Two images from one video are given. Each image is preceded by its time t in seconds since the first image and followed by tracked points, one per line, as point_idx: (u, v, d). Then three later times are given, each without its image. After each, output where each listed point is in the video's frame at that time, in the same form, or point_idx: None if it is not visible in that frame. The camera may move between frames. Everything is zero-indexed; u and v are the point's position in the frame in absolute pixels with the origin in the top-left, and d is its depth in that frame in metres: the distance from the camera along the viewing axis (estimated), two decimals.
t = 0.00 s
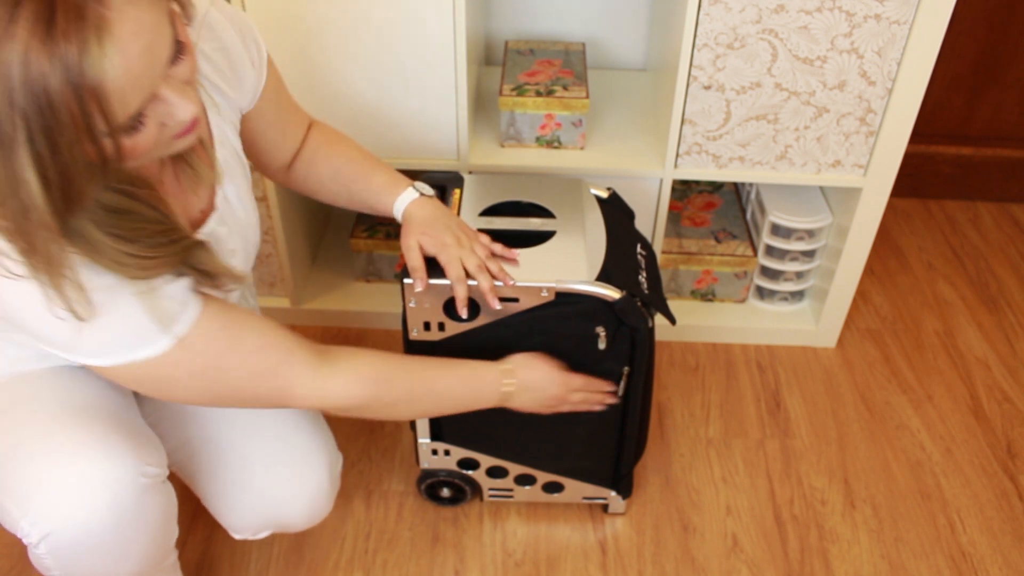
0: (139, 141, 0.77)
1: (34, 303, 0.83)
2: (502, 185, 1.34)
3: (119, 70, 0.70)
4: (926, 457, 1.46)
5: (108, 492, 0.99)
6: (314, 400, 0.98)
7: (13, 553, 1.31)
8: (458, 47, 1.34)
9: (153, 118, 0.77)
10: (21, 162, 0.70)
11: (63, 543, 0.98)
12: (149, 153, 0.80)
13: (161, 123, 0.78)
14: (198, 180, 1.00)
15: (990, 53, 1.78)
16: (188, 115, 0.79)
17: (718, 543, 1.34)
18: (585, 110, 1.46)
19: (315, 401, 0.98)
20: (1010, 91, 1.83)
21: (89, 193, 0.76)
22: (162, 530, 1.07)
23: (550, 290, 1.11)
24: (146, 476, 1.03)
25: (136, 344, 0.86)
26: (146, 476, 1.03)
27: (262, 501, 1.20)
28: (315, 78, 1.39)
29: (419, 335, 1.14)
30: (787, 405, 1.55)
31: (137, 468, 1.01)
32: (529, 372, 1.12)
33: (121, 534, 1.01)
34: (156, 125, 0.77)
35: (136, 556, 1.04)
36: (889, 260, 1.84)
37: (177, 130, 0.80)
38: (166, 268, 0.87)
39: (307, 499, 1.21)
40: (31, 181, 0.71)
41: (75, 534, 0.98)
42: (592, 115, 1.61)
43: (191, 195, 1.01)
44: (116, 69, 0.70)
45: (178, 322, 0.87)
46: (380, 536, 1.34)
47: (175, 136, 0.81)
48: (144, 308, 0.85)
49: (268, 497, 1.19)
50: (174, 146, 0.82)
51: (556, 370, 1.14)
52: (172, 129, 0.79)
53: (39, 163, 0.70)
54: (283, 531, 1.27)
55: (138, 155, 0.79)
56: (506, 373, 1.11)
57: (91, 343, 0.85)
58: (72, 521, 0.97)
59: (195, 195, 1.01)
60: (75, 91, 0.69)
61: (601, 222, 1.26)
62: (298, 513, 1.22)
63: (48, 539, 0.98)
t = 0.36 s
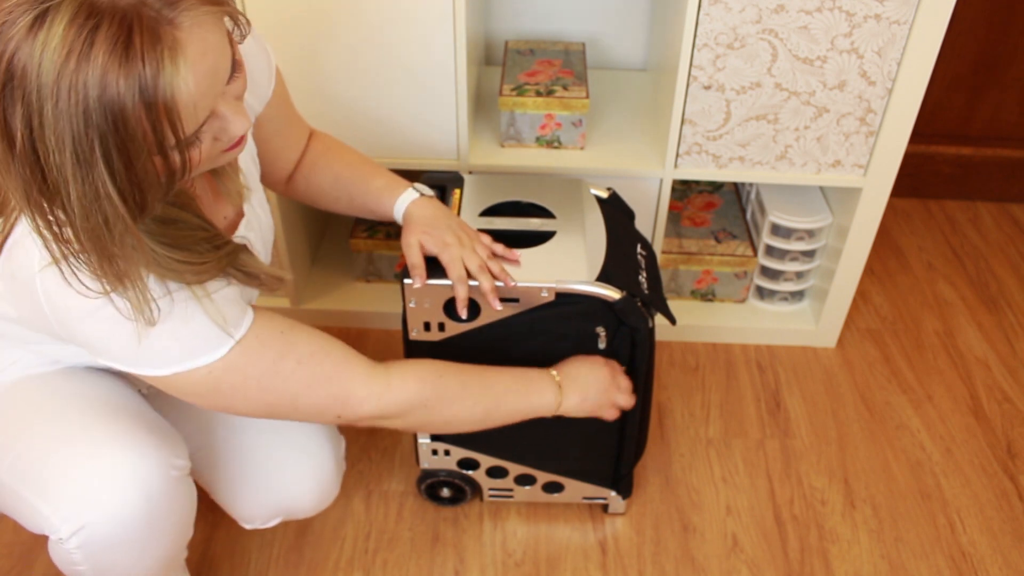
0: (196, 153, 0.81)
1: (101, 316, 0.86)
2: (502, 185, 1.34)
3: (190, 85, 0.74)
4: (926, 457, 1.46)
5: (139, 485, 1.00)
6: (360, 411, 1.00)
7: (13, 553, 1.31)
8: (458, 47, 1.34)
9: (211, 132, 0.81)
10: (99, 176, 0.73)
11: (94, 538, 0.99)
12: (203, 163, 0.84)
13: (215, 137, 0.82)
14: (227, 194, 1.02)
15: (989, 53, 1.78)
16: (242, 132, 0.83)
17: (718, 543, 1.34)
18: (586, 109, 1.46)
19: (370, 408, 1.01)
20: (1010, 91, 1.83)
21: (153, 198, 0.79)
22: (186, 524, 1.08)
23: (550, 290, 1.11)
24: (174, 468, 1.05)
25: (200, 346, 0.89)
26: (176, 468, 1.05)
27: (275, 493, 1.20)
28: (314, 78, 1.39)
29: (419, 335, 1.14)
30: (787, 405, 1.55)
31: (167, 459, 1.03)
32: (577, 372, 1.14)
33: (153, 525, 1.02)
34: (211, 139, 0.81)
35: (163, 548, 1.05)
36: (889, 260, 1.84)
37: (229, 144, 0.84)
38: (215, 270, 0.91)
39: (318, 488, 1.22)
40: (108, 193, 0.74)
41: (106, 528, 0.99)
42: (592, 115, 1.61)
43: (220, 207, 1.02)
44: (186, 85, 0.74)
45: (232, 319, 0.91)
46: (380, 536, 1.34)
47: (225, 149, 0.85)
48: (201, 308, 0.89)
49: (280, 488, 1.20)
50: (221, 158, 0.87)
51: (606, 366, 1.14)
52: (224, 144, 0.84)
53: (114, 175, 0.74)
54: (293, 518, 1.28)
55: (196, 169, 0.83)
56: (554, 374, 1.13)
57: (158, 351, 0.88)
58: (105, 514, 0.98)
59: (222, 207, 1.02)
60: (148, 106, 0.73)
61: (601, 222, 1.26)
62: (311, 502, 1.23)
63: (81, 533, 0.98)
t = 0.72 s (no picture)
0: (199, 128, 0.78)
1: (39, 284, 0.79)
2: (502, 185, 1.34)
3: (204, 59, 0.72)
4: (926, 457, 1.46)
5: (132, 483, 1.00)
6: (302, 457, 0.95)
7: (13, 552, 1.31)
8: (458, 47, 1.34)
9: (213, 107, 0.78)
10: (110, 142, 0.70)
11: (85, 535, 0.99)
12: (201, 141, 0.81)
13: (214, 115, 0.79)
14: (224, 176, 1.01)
15: (990, 53, 1.78)
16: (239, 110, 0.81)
17: (718, 543, 1.34)
18: (586, 109, 1.46)
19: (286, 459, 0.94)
20: (1010, 91, 1.83)
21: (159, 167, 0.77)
22: (177, 528, 1.08)
23: (549, 290, 1.11)
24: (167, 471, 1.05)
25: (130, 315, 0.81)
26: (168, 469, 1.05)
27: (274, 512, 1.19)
28: (314, 79, 1.39)
29: (419, 335, 1.14)
30: (787, 405, 1.55)
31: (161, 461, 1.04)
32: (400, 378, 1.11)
33: (145, 523, 1.03)
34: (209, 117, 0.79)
35: (153, 550, 1.05)
36: (889, 259, 1.84)
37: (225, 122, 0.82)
38: (178, 270, 0.86)
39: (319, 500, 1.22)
40: (118, 160, 0.71)
41: (99, 525, 0.99)
42: (592, 115, 1.61)
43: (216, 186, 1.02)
44: (201, 58, 0.72)
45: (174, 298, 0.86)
46: (380, 536, 1.34)
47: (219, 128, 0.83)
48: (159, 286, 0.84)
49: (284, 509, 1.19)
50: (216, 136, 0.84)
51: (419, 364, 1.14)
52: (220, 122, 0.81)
53: (126, 144, 0.71)
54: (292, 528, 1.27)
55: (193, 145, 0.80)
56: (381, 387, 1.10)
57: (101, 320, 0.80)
58: (98, 510, 0.98)
59: (218, 188, 1.02)
60: (163, 78, 0.70)
61: (601, 222, 1.26)
62: (313, 513, 1.23)
63: (72, 529, 0.98)
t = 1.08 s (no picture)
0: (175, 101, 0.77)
1: (26, 263, 0.80)
2: (502, 185, 1.34)
3: (180, 31, 0.72)
4: (926, 457, 1.46)
5: (125, 483, 1.00)
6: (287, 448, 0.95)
7: (13, 552, 1.31)
8: (457, 47, 1.34)
9: (187, 84, 0.78)
10: (79, 105, 0.70)
11: (80, 534, 0.99)
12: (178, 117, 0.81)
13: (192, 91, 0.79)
14: (217, 156, 1.01)
15: (990, 53, 1.78)
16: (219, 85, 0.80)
17: (718, 543, 1.34)
18: (586, 109, 1.46)
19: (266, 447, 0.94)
20: (1010, 91, 1.83)
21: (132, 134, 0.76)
22: (177, 526, 1.08)
23: (548, 290, 1.11)
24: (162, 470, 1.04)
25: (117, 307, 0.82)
26: (162, 469, 1.04)
27: (272, 494, 1.20)
28: (314, 79, 1.39)
29: (419, 335, 1.14)
30: (787, 405, 1.55)
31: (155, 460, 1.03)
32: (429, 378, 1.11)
33: (140, 523, 1.02)
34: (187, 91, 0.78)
35: (150, 548, 1.05)
36: (889, 259, 1.84)
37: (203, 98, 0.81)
38: (162, 243, 0.87)
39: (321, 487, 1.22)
40: (88, 126, 0.71)
41: (94, 525, 0.99)
42: (592, 115, 1.61)
43: (208, 168, 1.02)
44: (177, 30, 0.71)
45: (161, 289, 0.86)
46: (381, 536, 1.34)
47: (198, 106, 0.82)
48: (142, 275, 0.84)
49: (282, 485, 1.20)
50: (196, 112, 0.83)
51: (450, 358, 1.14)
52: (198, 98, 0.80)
53: (96, 109, 0.71)
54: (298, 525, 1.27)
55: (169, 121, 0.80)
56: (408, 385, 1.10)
57: (83, 309, 0.81)
58: (92, 511, 0.98)
59: (212, 172, 1.02)
60: (136, 46, 0.70)
61: (601, 222, 1.26)
62: (313, 503, 1.22)
63: (66, 530, 0.98)
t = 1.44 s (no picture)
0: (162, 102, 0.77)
1: (19, 256, 0.80)
2: (502, 185, 1.34)
3: (170, 30, 0.72)
4: (926, 457, 1.46)
5: (114, 482, 1.00)
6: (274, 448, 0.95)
7: (13, 552, 1.31)
8: (457, 47, 1.34)
9: (175, 83, 0.77)
10: (69, 102, 0.70)
11: (69, 533, 0.99)
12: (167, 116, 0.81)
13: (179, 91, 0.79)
14: (209, 158, 1.01)
15: (990, 53, 1.78)
16: (206, 86, 0.80)
17: (718, 543, 1.34)
18: (585, 110, 1.46)
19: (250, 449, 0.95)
20: (1010, 91, 1.83)
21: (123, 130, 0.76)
22: (168, 525, 1.08)
23: (548, 290, 1.11)
24: (151, 469, 1.04)
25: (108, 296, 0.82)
26: (151, 467, 1.04)
27: (268, 494, 1.20)
28: (314, 79, 1.39)
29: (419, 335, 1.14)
30: (787, 405, 1.55)
31: (143, 458, 1.03)
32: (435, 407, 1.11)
33: (128, 523, 1.02)
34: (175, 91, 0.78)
35: (140, 548, 1.04)
36: (888, 259, 1.84)
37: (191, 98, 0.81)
38: (151, 236, 0.88)
39: (320, 490, 1.22)
40: (78, 123, 0.71)
41: (83, 524, 0.99)
42: (592, 115, 1.61)
43: (200, 170, 1.01)
44: (167, 29, 0.72)
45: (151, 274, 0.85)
46: (380, 536, 1.34)
47: (185, 107, 0.82)
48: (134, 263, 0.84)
49: (283, 484, 1.20)
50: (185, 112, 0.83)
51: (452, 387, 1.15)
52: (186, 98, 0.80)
53: (86, 107, 0.71)
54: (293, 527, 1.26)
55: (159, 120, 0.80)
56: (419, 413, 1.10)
57: (78, 299, 0.81)
58: (81, 509, 0.98)
59: (204, 175, 1.02)
60: (126, 44, 0.70)
61: (601, 222, 1.26)
62: (310, 504, 1.22)
63: (53, 528, 0.98)
